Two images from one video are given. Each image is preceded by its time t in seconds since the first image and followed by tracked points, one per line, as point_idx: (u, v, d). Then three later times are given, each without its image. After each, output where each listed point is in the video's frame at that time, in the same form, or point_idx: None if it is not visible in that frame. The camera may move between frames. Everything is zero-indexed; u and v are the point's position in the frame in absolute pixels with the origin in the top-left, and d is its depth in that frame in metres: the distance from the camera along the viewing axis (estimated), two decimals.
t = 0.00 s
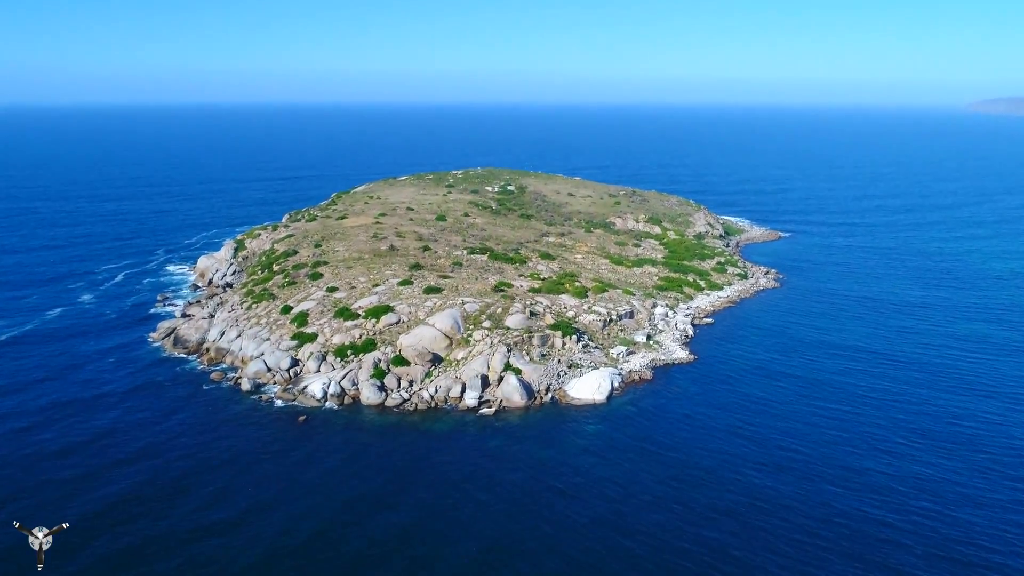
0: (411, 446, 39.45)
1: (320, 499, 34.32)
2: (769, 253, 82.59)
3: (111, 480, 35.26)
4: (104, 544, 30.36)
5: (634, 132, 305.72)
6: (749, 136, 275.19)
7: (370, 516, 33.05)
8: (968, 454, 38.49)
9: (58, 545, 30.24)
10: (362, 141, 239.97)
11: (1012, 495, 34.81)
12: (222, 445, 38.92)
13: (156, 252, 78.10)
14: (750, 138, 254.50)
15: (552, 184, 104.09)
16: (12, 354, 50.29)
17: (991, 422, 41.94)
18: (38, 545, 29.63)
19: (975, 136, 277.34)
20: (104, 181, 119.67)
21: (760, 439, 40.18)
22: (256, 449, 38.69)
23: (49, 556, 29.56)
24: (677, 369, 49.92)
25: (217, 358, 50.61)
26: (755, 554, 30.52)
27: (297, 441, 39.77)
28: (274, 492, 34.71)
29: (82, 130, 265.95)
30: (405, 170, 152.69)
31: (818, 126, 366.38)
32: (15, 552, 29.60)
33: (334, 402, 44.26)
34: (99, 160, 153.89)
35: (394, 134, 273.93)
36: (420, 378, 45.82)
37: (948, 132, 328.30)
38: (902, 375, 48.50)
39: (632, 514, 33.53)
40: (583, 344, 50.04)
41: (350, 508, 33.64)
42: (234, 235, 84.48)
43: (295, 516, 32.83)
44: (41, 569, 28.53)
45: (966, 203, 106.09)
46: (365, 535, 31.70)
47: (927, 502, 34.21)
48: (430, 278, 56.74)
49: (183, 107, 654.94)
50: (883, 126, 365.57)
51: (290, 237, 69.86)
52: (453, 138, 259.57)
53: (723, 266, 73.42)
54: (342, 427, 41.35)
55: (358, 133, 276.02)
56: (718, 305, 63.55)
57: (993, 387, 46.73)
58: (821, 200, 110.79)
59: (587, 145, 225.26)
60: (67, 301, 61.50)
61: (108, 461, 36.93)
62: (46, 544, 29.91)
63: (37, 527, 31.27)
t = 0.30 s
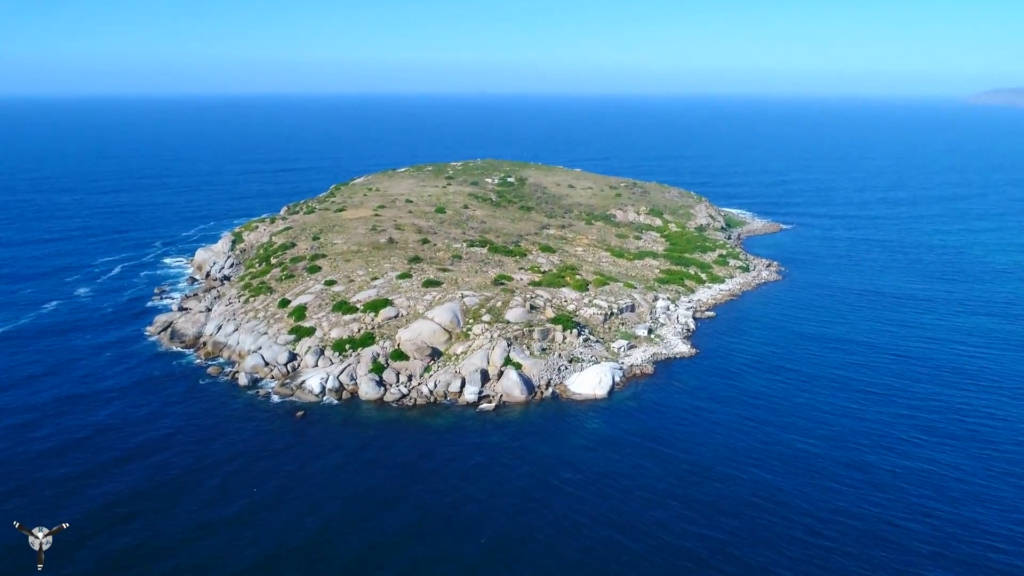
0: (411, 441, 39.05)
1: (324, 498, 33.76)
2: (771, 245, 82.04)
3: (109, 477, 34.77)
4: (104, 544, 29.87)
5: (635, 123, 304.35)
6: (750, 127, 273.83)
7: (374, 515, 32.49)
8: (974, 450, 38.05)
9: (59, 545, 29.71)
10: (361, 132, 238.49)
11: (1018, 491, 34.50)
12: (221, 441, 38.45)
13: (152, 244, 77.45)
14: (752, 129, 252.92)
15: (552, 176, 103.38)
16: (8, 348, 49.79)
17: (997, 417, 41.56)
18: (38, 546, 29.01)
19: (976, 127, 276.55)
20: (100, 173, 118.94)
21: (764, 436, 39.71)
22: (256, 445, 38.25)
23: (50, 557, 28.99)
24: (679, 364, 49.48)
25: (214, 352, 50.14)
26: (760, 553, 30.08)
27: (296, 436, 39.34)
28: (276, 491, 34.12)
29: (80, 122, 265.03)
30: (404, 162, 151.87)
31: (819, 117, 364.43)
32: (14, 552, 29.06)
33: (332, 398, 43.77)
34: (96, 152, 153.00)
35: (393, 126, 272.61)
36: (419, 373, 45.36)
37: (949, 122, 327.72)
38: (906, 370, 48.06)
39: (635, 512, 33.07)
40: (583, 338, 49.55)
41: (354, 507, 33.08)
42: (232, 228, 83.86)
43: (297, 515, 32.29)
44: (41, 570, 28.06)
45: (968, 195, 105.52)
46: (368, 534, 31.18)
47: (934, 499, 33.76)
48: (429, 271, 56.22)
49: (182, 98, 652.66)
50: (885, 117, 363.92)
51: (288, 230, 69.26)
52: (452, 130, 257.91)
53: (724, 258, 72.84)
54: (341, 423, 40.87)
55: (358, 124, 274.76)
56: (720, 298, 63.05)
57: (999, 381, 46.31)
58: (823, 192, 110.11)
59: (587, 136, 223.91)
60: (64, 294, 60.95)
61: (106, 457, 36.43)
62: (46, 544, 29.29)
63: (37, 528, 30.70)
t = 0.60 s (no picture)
0: (411, 439, 38.59)
1: (324, 497, 33.16)
2: (773, 239, 81.43)
3: (107, 475, 34.29)
4: (106, 545, 29.32)
5: (634, 115, 303.17)
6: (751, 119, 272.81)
7: (376, 516, 31.88)
8: (981, 447, 37.51)
9: (61, 546, 29.21)
10: (360, 124, 237.38)
11: None
12: (219, 439, 37.95)
13: (149, 239, 76.80)
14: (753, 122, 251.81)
15: (553, 169, 102.68)
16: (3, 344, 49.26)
17: (1004, 413, 41.10)
18: (38, 546, 28.62)
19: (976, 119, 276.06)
20: (98, 167, 118.21)
21: (766, 432, 39.20)
22: (255, 443, 37.78)
23: (51, 557, 28.57)
24: (681, 359, 48.99)
25: (211, 348, 49.63)
26: (766, 554, 29.45)
27: (295, 434, 38.84)
28: (277, 491, 33.55)
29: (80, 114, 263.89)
30: (403, 155, 151.07)
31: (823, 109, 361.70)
32: (13, 553, 28.60)
33: (330, 394, 43.33)
34: (93, 145, 152.14)
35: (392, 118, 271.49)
36: (418, 369, 44.85)
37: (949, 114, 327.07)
38: (911, 365, 47.56)
39: (637, 511, 32.52)
40: (584, 333, 49.02)
41: (355, 508, 32.46)
42: (229, 222, 83.22)
43: (297, 516, 31.71)
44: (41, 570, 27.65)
45: (971, 188, 104.89)
46: (370, 535, 30.60)
47: (943, 498, 33.20)
48: (428, 266, 55.66)
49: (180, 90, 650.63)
50: (886, 111, 362.05)
51: (286, 223, 68.61)
52: (452, 122, 256.92)
53: (726, 252, 72.24)
54: (340, 420, 40.43)
55: (357, 117, 273.40)
56: (722, 293, 62.51)
57: (1004, 376, 45.83)
58: (825, 185, 109.39)
59: (587, 129, 222.82)
60: (60, 289, 60.38)
61: (103, 455, 35.97)
62: (46, 544, 28.88)
63: (37, 528, 30.20)
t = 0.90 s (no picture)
0: (410, 437, 38.19)
1: (325, 499, 32.59)
2: (774, 233, 80.85)
3: (104, 473, 33.97)
4: (106, 547, 28.83)
5: (634, 108, 302.06)
6: (752, 112, 271.58)
7: (377, 518, 31.31)
8: (987, 446, 37.08)
9: (61, 547, 28.79)
10: (359, 118, 236.17)
11: None
12: (217, 437, 37.59)
13: (146, 234, 76.19)
14: (753, 116, 250.69)
15: (553, 163, 101.96)
16: None
17: (1009, 411, 40.66)
18: (37, 546, 28.44)
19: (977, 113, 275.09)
20: (95, 161, 117.43)
21: (769, 431, 38.69)
22: (253, 440, 37.45)
23: (51, 556, 28.31)
24: (683, 356, 48.49)
25: (208, 344, 49.12)
26: (772, 555, 28.99)
27: (294, 432, 38.43)
28: (277, 492, 33.00)
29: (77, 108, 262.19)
30: (402, 149, 150.19)
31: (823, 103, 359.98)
32: (12, 553, 28.22)
33: (328, 391, 42.86)
34: (90, 139, 151.15)
35: (391, 112, 270.18)
36: (417, 366, 44.36)
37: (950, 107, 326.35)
38: (915, 363, 47.07)
39: (640, 511, 32.08)
40: (585, 330, 48.49)
41: (357, 509, 31.90)
42: (227, 216, 82.59)
43: (298, 518, 31.12)
44: (41, 569, 27.41)
45: (974, 183, 104.18)
46: (372, 538, 30.02)
47: (950, 497, 32.79)
48: (427, 261, 55.11)
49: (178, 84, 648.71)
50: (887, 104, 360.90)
51: (284, 218, 68.01)
52: (451, 115, 255.74)
53: (727, 247, 71.65)
54: (338, 418, 39.97)
55: (356, 110, 272.11)
56: (723, 289, 61.96)
57: (1009, 374, 45.36)
58: (827, 180, 108.68)
59: (587, 123, 221.68)
60: (56, 285, 59.89)
61: (101, 453, 35.60)
62: (46, 544, 28.65)
63: (37, 528, 29.82)
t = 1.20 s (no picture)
0: (410, 435, 37.74)
1: (327, 500, 31.99)
2: (776, 228, 80.26)
3: (101, 473, 33.57)
4: (105, 550, 28.36)
5: (634, 102, 300.79)
6: (752, 106, 270.48)
7: (380, 521, 30.70)
8: (992, 446, 36.59)
9: (62, 549, 28.40)
10: (357, 112, 235.18)
11: None
12: (215, 435, 37.18)
13: (143, 229, 75.60)
14: (754, 109, 249.79)
15: (553, 157, 101.26)
16: None
17: (1014, 410, 40.21)
18: (37, 545, 28.12)
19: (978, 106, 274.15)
20: (92, 156, 116.69)
21: (772, 429, 38.26)
22: (252, 439, 37.01)
23: (50, 556, 27.96)
24: (684, 353, 47.99)
25: (205, 341, 48.63)
26: (777, 557, 28.54)
27: (293, 431, 38.00)
28: (278, 493, 32.47)
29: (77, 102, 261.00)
30: (401, 143, 149.39)
31: (825, 97, 358.57)
32: (13, 552, 28.00)
33: (326, 390, 42.35)
34: (88, 134, 150.30)
35: (390, 106, 269.07)
36: (415, 364, 43.87)
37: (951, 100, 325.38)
38: (920, 360, 46.59)
39: (640, 512, 31.54)
40: (586, 327, 47.97)
41: (358, 511, 31.31)
42: (224, 211, 81.97)
43: (299, 520, 30.56)
44: (41, 570, 27.08)
45: (976, 178, 103.55)
46: (374, 540, 29.45)
47: (956, 497, 32.41)
48: (426, 257, 54.56)
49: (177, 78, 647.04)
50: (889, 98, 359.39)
51: (281, 213, 67.41)
52: (451, 109, 254.84)
53: (729, 242, 71.08)
54: (335, 417, 39.48)
55: (356, 104, 271.22)
56: (725, 284, 61.44)
57: (1014, 372, 44.89)
58: (829, 174, 107.94)
59: (586, 117, 220.61)
60: (52, 281, 59.37)
61: (99, 452, 35.22)
62: (45, 544, 28.30)
63: (36, 528, 29.47)
